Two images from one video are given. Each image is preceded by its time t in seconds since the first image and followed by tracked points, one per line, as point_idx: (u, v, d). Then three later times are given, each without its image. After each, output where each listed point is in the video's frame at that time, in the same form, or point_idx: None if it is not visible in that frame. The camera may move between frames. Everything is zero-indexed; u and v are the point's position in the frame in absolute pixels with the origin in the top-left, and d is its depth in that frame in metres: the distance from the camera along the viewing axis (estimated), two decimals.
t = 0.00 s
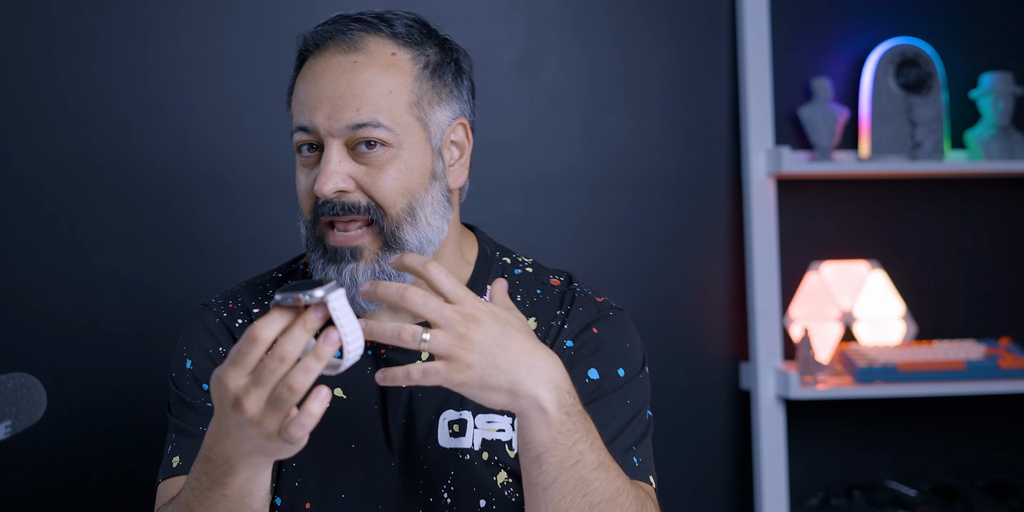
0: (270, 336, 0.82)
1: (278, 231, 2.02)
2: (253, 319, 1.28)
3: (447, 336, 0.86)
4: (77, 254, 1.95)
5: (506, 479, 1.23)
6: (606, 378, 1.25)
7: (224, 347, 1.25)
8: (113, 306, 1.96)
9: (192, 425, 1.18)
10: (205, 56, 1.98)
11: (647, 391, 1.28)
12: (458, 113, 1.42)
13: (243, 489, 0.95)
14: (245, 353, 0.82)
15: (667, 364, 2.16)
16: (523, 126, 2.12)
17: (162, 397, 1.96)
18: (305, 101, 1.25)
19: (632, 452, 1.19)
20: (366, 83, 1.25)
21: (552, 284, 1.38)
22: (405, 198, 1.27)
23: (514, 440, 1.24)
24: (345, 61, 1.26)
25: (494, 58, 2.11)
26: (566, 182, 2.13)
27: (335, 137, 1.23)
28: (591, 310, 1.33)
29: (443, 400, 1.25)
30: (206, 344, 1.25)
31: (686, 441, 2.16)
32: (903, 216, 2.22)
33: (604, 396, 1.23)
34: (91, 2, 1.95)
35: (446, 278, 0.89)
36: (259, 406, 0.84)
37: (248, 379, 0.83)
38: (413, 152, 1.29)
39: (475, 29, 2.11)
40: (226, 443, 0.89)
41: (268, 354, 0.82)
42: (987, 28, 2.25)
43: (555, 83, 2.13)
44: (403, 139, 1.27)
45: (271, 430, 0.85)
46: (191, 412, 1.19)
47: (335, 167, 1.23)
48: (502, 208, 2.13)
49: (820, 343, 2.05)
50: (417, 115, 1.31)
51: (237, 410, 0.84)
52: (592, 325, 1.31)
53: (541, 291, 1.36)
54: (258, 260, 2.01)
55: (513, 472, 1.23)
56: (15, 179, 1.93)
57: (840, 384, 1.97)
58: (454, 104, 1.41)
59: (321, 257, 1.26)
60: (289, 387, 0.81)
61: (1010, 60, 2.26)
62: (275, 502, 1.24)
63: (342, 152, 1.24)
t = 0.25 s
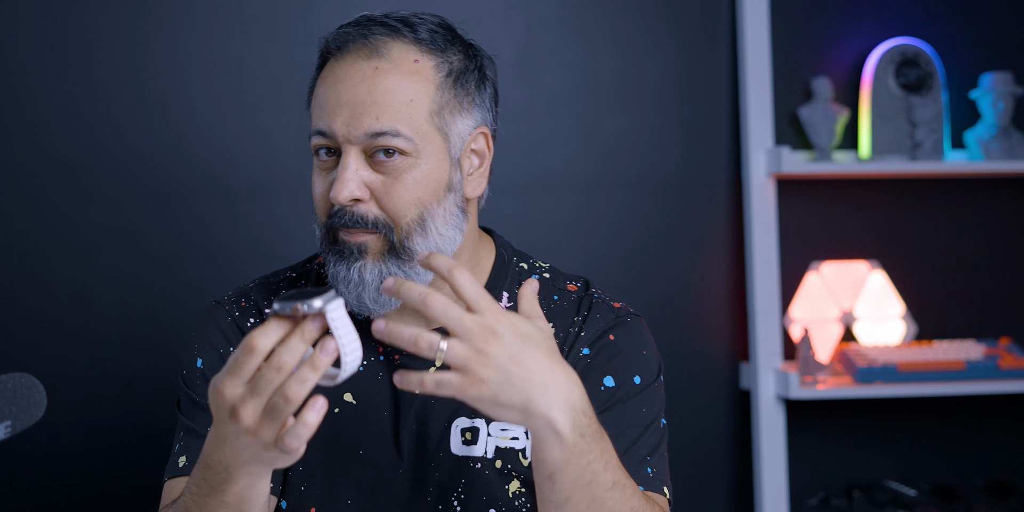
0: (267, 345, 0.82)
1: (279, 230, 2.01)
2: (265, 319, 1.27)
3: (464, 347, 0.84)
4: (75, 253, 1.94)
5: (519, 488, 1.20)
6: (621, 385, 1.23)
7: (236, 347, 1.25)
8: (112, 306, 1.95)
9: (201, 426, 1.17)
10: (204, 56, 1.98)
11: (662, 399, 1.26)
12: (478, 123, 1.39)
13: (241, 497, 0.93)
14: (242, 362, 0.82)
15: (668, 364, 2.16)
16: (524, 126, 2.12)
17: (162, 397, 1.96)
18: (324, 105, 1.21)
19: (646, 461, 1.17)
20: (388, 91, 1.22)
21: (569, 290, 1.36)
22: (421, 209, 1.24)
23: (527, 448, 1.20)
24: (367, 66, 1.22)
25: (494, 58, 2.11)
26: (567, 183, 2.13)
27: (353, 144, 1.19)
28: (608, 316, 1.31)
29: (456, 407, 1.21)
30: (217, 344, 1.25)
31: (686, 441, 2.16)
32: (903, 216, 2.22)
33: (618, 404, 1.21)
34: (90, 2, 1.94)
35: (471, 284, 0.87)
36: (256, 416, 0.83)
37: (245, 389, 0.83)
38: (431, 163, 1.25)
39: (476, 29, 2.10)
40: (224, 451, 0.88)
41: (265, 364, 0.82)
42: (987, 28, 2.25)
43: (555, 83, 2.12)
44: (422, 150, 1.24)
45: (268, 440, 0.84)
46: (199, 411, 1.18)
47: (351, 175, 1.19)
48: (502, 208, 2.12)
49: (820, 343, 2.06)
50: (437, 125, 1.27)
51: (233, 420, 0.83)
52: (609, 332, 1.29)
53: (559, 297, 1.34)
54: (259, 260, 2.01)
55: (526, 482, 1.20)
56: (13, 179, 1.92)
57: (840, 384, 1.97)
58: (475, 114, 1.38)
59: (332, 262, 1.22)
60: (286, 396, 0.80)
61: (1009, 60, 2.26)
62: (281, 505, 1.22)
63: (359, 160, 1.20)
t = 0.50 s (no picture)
0: (275, 357, 0.81)
1: (278, 230, 2.01)
2: (273, 319, 1.27)
3: (465, 351, 0.82)
4: (73, 253, 1.93)
5: (527, 488, 1.20)
6: (630, 383, 1.23)
7: (243, 346, 1.24)
8: (110, 306, 1.94)
9: (206, 426, 1.16)
10: (203, 55, 1.97)
11: (669, 398, 1.26)
12: (499, 125, 1.39)
13: (245, 503, 0.93)
14: (250, 373, 0.81)
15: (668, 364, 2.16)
16: (524, 125, 2.11)
17: (160, 397, 1.95)
18: (348, 101, 1.20)
19: (652, 460, 1.17)
20: (413, 90, 1.21)
21: (578, 288, 1.35)
22: (442, 209, 1.24)
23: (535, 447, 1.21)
24: (392, 65, 1.21)
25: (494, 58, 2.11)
26: (567, 182, 2.13)
27: (375, 142, 1.18)
28: (617, 314, 1.31)
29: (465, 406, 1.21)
30: (223, 343, 1.24)
31: (687, 441, 2.15)
32: (903, 216, 2.22)
33: (626, 402, 1.21)
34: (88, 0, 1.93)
35: (476, 285, 0.83)
36: (263, 426, 0.82)
37: (252, 399, 0.82)
38: (453, 164, 1.25)
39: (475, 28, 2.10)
40: (228, 460, 0.88)
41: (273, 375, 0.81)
42: (986, 29, 2.26)
43: (555, 83, 2.12)
44: (444, 150, 1.24)
45: (274, 450, 0.83)
46: (205, 410, 1.17)
47: (373, 173, 1.18)
48: (502, 208, 2.12)
49: (820, 343, 2.06)
50: (459, 125, 1.27)
51: (239, 430, 0.83)
52: (617, 330, 1.28)
53: (568, 295, 1.33)
54: (258, 259, 2.00)
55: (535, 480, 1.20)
56: (11, 179, 1.91)
57: (841, 384, 1.97)
58: (496, 116, 1.38)
59: (350, 261, 1.21)
60: (294, 408, 0.80)
61: (1007, 60, 2.26)
62: (285, 506, 1.21)
63: (381, 158, 1.19)
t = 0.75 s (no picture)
0: (283, 362, 0.81)
1: (278, 230, 2.01)
2: (273, 319, 1.27)
3: (486, 360, 0.81)
4: (73, 253, 1.93)
5: (526, 485, 1.20)
6: (628, 382, 1.23)
7: (243, 346, 1.24)
8: (110, 306, 1.94)
9: (205, 426, 1.16)
10: (203, 55, 1.97)
11: (668, 396, 1.26)
12: (503, 123, 1.39)
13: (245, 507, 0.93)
14: (257, 376, 0.81)
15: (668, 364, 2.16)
16: (524, 125, 2.11)
17: (160, 397, 1.95)
18: (355, 97, 1.20)
19: (653, 460, 1.17)
20: (421, 86, 1.21)
21: (575, 286, 1.35)
22: (451, 205, 1.24)
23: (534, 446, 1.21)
24: (401, 61, 1.21)
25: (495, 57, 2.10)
26: (567, 182, 2.13)
27: (384, 138, 1.18)
28: (615, 313, 1.30)
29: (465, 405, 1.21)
30: (223, 343, 1.23)
31: (687, 441, 2.15)
32: (903, 216, 2.22)
33: (625, 402, 1.21)
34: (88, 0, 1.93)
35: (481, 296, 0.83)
36: (269, 430, 0.82)
37: (259, 403, 0.82)
38: (461, 160, 1.25)
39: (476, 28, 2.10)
40: (232, 462, 0.88)
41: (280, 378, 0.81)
42: (986, 29, 2.26)
43: (556, 83, 2.12)
44: (452, 146, 1.24)
45: (279, 454, 0.83)
46: (204, 411, 1.18)
47: (382, 168, 1.18)
48: (503, 208, 2.11)
49: (820, 343, 2.06)
50: (466, 122, 1.27)
51: (245, 433, 0.83)
52: (615, 329, 1.28)
53: (565, 294, 1.33)
54: (258, 259, 2.00)
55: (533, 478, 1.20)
56: (10, 179, 1.91)
57: (841, 384, 1.97)
58: (501, 114, 1.39)
59: (353, 253, 1.21)
60: (302, 410, 0.80)
61: (1007, 60, 2.26)
62: (286, 505, 1.21)
63: (389, 154, 1.19)
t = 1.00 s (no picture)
0: (335, 392, 0.80)
1: (278, 230, 2.01)
2: (269, 320, 1.27)
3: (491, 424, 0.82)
4: (74, 253, 1.93)
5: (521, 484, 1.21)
6: (623, 382, 1.23)
7: (238, 347, 1.24)
8: (111, 305, 1.95)
9: (201, 427, 1.17)
10: (203, 55, 1.97)
11: (663, 396, 1.26)
12: (504, 124, 1.40)
13: (246, 505, 0.94)
14: (304, 393, 0.80)
15: (668, 364, 2.16)
16: (524, 125, 2.11)
17: (160, 396, 1.95)
18: (363, 98, 1.19)
19: (648, 459, 1.17)
20: (430, 87, 1.21)
21: (569, 286, 1.36)
22: (457, 205, 1.24)
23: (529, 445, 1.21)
24: (409, 62, 1.22)
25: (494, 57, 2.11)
26: (567, 182, 2.13)
27: (393, 139, 1.18)
28: (609, 313, 1.30)
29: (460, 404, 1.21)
30: (219, 344, 1.24)
31: (686, 441, 2.16)
32: (902, 216, 2.22)
33: (620, 402, 1.21)
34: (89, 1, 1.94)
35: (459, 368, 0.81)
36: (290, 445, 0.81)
37: (294, 416, 0.81)
38: (467, 161, 1.26)
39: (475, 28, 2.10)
40: (241, 455, 0.88)
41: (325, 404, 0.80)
42: (986, 28, 2.26)
43: (555, 83, 2.12)
44: (459, 147, 1.24)
45: (287, 468, 0.83)
46: (200, 412, 1.18)
47: (390, 169, 1.18)
48: (502, 207, 2.12)
49: (820, 343, 2.05)
50: (472, 123, 1.28)
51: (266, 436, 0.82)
52: (609, 329, 1.28)
53: (559, 294, 1.33)
54: (258, 259, 2.00)
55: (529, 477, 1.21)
56: (11, 179, 1.92)
57: (840, 384, 1.97)
58: (503, 115, 1.39)
59: (356, 252, 1.21)
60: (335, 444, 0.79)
61: (1008, 60, 2.26)
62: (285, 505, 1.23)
63: (397, 155, 1.19)
